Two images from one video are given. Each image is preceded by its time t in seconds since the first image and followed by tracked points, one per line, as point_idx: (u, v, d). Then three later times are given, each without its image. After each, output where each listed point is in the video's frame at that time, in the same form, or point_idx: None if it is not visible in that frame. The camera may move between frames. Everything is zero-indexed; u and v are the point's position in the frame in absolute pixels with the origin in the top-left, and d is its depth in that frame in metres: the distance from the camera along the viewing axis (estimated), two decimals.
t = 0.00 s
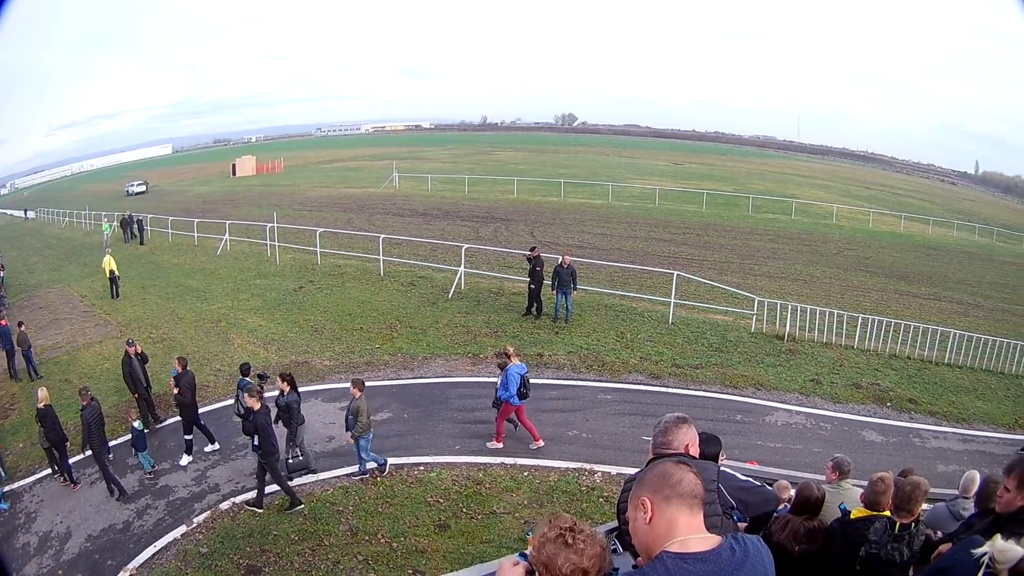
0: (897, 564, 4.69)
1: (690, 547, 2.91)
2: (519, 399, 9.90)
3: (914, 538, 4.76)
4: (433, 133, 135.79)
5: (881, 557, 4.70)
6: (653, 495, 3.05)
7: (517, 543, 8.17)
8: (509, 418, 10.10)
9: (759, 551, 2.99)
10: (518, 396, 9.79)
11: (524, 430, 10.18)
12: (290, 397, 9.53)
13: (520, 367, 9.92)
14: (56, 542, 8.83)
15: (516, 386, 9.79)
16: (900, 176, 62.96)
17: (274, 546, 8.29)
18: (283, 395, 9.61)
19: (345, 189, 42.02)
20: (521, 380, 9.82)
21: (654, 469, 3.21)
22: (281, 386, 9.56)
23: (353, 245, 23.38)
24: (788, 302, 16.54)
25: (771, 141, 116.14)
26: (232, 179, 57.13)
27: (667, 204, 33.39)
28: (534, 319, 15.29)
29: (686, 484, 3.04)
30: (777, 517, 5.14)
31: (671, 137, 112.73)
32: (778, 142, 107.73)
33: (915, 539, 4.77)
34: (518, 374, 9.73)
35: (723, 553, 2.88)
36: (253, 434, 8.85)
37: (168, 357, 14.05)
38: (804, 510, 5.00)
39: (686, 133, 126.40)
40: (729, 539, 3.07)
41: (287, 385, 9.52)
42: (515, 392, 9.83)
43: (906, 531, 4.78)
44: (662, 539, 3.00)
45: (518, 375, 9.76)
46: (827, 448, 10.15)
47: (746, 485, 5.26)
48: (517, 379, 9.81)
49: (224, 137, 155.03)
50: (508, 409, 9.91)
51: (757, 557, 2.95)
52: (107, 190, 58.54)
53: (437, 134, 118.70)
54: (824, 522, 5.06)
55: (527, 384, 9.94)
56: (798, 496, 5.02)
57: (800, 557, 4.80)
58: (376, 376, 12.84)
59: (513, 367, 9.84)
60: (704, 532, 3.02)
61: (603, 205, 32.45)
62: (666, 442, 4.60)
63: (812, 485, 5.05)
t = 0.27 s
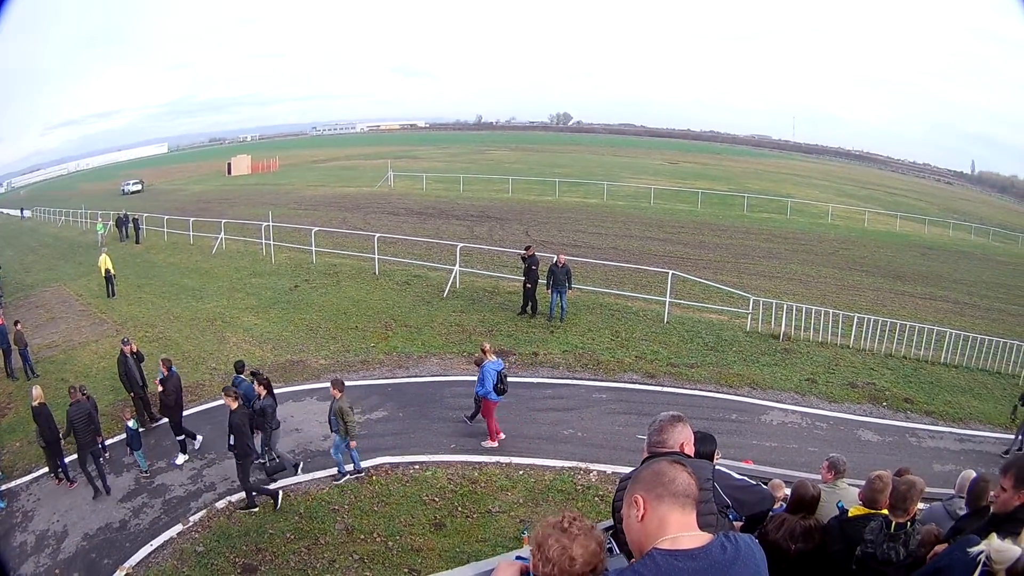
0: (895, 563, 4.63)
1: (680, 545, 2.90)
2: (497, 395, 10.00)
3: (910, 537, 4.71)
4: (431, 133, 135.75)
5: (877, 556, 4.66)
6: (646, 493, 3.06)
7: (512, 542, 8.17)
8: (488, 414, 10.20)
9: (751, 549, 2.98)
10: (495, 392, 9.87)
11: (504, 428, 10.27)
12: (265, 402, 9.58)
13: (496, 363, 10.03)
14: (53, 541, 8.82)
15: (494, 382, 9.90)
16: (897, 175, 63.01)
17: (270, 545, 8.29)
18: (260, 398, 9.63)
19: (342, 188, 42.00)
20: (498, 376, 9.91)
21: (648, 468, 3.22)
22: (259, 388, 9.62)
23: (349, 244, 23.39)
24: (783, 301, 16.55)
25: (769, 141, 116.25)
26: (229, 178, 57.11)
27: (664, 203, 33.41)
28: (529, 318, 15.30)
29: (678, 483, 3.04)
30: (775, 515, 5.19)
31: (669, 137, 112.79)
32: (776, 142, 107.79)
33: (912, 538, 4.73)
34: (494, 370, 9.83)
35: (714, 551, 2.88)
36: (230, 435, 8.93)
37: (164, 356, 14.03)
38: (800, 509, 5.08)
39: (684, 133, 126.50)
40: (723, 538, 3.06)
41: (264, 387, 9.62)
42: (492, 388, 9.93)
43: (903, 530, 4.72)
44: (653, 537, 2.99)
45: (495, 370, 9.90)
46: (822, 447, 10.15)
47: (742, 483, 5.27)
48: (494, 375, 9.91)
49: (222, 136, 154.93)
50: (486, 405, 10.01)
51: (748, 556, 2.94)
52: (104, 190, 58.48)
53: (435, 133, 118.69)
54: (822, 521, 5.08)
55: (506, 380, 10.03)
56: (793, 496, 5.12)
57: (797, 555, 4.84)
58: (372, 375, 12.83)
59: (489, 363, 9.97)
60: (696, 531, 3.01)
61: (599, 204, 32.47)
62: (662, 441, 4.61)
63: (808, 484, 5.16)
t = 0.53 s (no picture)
0: (900, 565, 4.57)
1: (684, 544, 2.89)
2: (486, 399, 10.06)
3: (915, 538, 4.68)
4: (433, 133, 135.77)
5: (881, 557, 4.61)
6: (649, 495, 3.06)
7: (518, 545, 8.17)
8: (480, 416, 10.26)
9: (755, 551, 2.98)
10: (485, 396, 9.93)
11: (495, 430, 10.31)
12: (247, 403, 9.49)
13: (485, 366, 10.04)
14: (56, 543, 8.83)
15: (483, 385, 9.95)
16: (900, 177, 63.00)
17: (274, 547, 8.29)
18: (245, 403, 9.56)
19: (345, 190, 42.02)
20: (486, 379, 9.93)
21: (652, 472, 3.22)
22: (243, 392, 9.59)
23: (353, 246, 23.41)
24: (787, 303, 16.55)
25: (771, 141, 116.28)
26: (232, 180, 57.19)
27: (667, 205, 33.42)
28: (534, 320, 15.30)
29: (682, 483, 3.04)
30: (781, 518, 5.15)
31: (671, 138, 112.80)
32: (777, 143, 107.77)
33: (916, 540, 4.69)
34: (482, 373, 9.86)
35: (718, 550, 2.87)
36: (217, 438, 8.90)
37: (168, 358, 14.04)
38: (805, 510, 5.06)
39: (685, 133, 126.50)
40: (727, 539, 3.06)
41: (248, 392, 9.57)
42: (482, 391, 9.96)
43: (907, 532, 4.71)
44: (657, 537, 2.98)
45: (483, 374, 9.92)
46: (826, 448, 10.15)
47: (747, 486, 5.12)
48: (482, 379, 9.93)
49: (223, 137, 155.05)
50: (476, 408, 10.06)
51: (753, 556, 2.93)
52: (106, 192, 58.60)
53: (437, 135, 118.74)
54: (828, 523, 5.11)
55: (494, 383, 10.09)
56: (798, 497, 5.12)
57: (801, 557, 4.80)
58: (376, 378, 12.83)
59: (478, 366, 9.99)
60: (700, 532, 3.00)
61: (602, 206, 32.48)
62: (667, 444, 4.61)
63: (813, 485, 5.15)
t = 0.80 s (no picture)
0: (900, 567, 4.56)
1: (692, 545, 2.89)
2: (468, 395, 10.13)
3: (917, 540, 4.62)
4: (434, 134, 135.77)
5: (881, 559, 4.64)
6: (655, 497, 3.05)
7: (519, 546, 8.17)
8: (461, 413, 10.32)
9: (761, 551, 2.99)
10: (466, 393, 10.00)
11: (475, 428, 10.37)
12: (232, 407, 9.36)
13: (468, 363, 10.09)
14: (57, 542, 8.83)
15: (465, 383, 10.01)
16: (901, 179, 62.99)
17: (274, 547, 8.29)
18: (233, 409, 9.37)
19: (346, 190, 42.03)
20: (469, 377, 10.00)
21: (657, 474, 3.22)
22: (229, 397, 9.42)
23: (355, 247, 23.42)
24: (789, 305, 16.55)
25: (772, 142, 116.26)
26: (233, 180, 57.21)
27: (668, 206, 33.42)
28: (536, 321, 15.30)
29: (687, 485, 3.04)
30: (784, 519, 5.17)
31: (672, 139, 112.82)
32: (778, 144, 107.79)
33: (919, 541, 4.64)
34: (466, 370, 9.92)
35: (725, 551, 2.88)
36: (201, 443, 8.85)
37: (169, 357, 14.04)
38: (807, 512, 5.03)
39: (686, 134, 126.54)
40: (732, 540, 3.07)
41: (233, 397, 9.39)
42: (464, 389, 10.01)
43: (909, 533, 4.66)
44: (664, 539, 2.98)
45: (466, 371, 9.98)
46: (828, 450, 10.15)
47: (749, 487, 5.06)
48: (465, 376, 9.99)
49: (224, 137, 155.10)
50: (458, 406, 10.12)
51: (759, 557, 2.94)
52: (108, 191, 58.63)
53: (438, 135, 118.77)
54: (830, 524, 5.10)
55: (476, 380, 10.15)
56: (800, 499, 5.05)
57: (803, 560, 4.84)
58: (377, 378, 12.84)
59: (461, 363, 10.04)
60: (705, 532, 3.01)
61: (604, 207, 32.49)
62: (669, 445, 4.60)
63: (815, 486, 5.08)
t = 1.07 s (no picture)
0: (899, 566, 4.57)
1: (694, 545, 2.90)
2: (452, 394, 10.11)
3: (915, 539, 4.63)
4: (433, 134, 135.73)
5: (880, 558, 4.63)
6: (658, 497, 3.05)
7: (518, 546, 8.17)
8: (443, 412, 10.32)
9: (763, 551, 3.00)
10: (450, 391, 9.98)
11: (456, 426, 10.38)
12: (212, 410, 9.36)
13: (451, 362, 10.09)
14: (56, 543, 8.83)
15: (449, 380, 9.99)
16: (899, 178, 63.02)
17: (274, 548, 8.29)
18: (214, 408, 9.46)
19: (345, 191, 42.02)
20: (453, 374, 10.02)
21: (659, 473, 3.22)
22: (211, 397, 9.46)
23: (354, 247, 23.43)
24: (788, 304, 16.56)
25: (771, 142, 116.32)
26: (232, 181, 57.20)
27: (668, 206, 33.44)
28: (535, 321, 15.30)
29: (689, 484, 3.04)
30: (783, 518, 5.18)
31: (671, 139, 112.85)
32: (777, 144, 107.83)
33: (918, 540, 4.65)
34: (449, 368, 9.93)
35: (727, 551, 2.88)
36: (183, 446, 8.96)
37: (169, 358, 14.04)
38: (806, 511, 5.04)
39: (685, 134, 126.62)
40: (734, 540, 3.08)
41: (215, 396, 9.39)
42: (448, 387, 10.04)
43: (907, 533, 4.67)
44: (667, 538, 2.99)
45: (449, 368, 9.98)
46: (827, 449, 10.16)
47: (748, 486, 5.06)
48: (449, 374, 9.99)
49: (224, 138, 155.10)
50: (441, 404, 10.09)
51: (761, 556, 2.95)
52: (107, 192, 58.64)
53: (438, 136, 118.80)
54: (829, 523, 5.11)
55: (460, 378, 10.13)
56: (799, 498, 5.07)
57: (802, 559, 4.85)
58: (376, 378, 12.85)
59: (444, 361, 10.05)
60: (708, 532, 3.01)
61: (603, 207, 32.50)
62: (667, 445, 4.60)
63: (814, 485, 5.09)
